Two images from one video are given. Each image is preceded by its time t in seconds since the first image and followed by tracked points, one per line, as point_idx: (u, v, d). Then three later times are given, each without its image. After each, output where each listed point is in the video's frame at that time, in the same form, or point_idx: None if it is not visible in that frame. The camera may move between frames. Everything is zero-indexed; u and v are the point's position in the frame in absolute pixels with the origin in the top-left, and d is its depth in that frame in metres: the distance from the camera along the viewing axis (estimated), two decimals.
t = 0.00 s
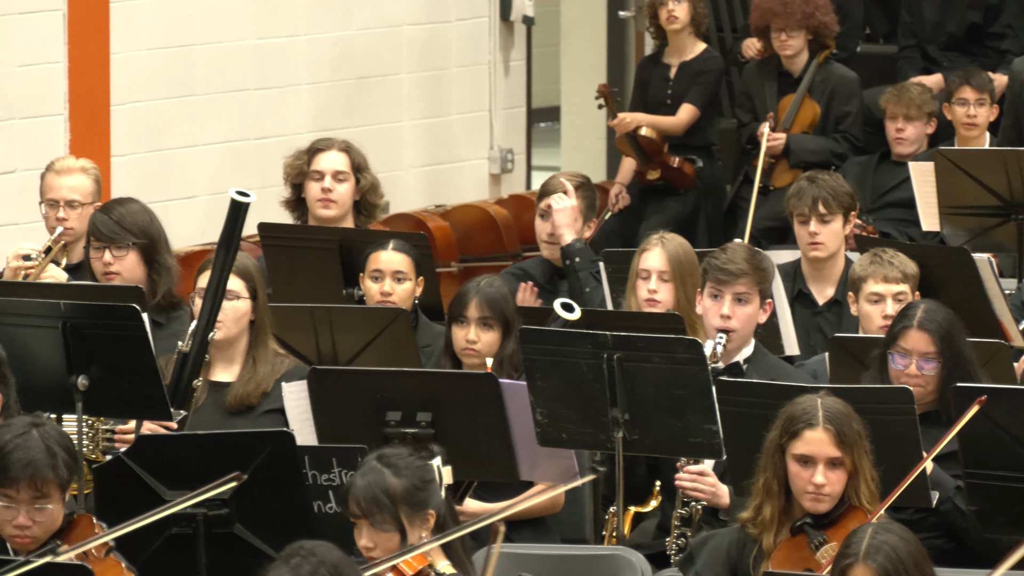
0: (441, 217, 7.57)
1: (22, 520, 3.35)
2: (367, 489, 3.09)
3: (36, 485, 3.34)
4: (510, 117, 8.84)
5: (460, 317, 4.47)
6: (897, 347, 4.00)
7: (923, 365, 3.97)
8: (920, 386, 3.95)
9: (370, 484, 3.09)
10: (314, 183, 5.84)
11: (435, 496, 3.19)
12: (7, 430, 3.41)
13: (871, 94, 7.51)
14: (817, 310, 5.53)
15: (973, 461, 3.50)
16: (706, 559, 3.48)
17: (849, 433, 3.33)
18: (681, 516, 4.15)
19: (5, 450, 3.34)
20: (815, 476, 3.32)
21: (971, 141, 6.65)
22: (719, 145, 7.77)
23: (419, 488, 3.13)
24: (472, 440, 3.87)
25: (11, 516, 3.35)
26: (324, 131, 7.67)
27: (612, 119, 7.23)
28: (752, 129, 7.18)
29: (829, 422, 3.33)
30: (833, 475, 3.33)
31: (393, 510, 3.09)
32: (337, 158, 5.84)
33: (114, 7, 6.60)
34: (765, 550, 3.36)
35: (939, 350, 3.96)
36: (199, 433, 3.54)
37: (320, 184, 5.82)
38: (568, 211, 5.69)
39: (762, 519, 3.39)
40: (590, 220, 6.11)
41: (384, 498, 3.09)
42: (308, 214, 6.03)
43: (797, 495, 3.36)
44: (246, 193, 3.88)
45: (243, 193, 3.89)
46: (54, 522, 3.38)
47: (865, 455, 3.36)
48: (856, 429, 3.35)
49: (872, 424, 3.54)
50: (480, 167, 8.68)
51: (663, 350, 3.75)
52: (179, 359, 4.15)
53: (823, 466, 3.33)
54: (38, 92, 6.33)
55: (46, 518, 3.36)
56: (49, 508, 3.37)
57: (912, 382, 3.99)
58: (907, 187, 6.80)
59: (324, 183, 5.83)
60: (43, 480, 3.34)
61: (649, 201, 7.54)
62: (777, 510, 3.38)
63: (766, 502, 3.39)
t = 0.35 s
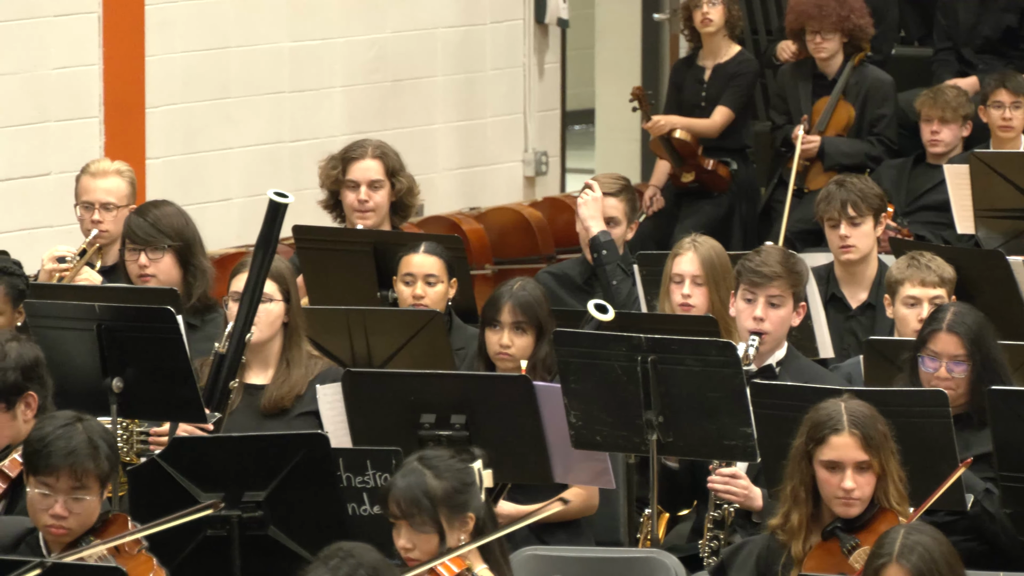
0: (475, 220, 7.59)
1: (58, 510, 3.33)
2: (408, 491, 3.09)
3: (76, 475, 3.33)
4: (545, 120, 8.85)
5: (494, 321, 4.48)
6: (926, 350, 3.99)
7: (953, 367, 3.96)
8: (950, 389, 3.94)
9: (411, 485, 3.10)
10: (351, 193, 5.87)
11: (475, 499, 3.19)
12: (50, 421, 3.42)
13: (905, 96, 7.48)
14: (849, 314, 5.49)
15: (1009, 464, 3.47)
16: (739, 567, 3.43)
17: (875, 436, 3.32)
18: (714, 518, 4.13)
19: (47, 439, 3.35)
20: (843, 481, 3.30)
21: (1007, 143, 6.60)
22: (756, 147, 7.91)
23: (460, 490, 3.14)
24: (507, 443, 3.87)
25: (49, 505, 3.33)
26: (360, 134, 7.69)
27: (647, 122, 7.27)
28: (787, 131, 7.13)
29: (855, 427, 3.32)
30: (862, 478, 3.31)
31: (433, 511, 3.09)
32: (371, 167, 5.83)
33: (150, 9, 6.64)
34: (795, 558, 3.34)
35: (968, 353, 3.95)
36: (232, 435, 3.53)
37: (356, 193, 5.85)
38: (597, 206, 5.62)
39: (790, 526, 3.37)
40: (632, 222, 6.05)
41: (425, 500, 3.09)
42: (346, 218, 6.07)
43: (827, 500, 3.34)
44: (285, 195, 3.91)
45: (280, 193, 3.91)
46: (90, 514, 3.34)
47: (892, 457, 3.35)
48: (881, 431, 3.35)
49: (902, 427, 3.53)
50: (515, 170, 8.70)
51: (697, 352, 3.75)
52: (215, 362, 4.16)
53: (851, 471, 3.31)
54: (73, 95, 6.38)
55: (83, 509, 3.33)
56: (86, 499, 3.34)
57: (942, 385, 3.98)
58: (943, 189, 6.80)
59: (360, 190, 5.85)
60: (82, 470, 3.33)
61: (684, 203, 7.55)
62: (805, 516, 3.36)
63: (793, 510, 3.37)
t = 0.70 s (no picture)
0: (504, 220, 7.57)
1: (89, 514, 3.32)
2: (438, 489, 3.10)
3: (106, 479, 3.33)
4: (574, 119, 8.85)
5: (532, 317, 4.47)
6: (954, 350, 3.98)
7: (980, 367, 3.95)
8: (978, 388, 3.93)
9: (440, 484, 3.10)
10: (376, 194, 5.89)
11: (505, 498, 3.19)
12: (79, 425, 3.41)
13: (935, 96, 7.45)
14: (878, 313, 5.47)
15: None
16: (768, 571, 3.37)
17: (900, 435, 3.31)
18: (746, 519, 4.12)
19: (77, 444, 3.34)
20: (870, 480, 3.30)
21: None
22: (787, 147, 7.89)
23: (489, 489, 3.13)
24: (537, 444, 3.87)
25: (79, 510, 3.32)
26: (390, 134, 7.70)
27: (677, 121, 7.25)
28: (816, 131, 7.18)
29: (880, 426, 3.31)
30: (888, 478, 3.30)
31: (462, 510, 3.10)
32: (394, 168, 5.85)
33: (181, 9, 6.67)
34: (824, 559, 3.31)
35: (995, 351, 3.94)
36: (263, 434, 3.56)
37: (380, 195, 5.88)
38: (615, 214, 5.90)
39: (818, 528, 3.34)
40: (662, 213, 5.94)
41: (454, 499, 3.09)
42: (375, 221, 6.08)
43: (853, 499, 3.33)
44: (314, 196, 3.97)
45: (310, 194, 3.97)
46: (122, 518, 3.35)
47: (918, 455, 3.35)
48: (906, 430, 3.34)
49: (930, 427, 3.52)
50: (545, 169, 8.70)
51: (727, 352, 3.74)
52: (246, 362, 4.21)
53: (878, 470, 3.30)
54: (103, 94, 6.41)
55: (114, 514, 3.34)
56: (117, 503, 3.34)
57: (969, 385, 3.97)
58: (973, 190, 6.73)
59: (384, 192, 5.88)
60: (112, 475, 3.33)
61: (714, 203, 7.52)
62: (833, 518, 3.34)
63: (821, 511, 3.35)
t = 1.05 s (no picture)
0: (530, 215, 7.54)
1: (118, 505, 3.34)
2: (467, 484, 3.10)
3: (136, 470, 3.34)
4: (600, 114, 8.86)
5: (566, 311, 4.46)
6: (976, 346, 3.97)
7: (1003, 362, 3.94)
8: (1000, 383, 3.92)
9: (469, 478, 3.11)
10: (396, 190, 5.91)
11: (534, 494, 3.19)
12: (110, 417, 3.41)
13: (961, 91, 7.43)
14: (905, 307, 5.46)
15: None
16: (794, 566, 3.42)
17: (929, 429, 3.30)
18: (771, 515, 4.12)
19: (107, 435, 3.35)
20: (898, 474, 3.29)
21: None
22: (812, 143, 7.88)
23: (519, 484, 3.14)
24: (564, 438, 3.87)
25: (109, 501, 3.34)
26: (416, 129, 7.71)
27: (702, 117, 7.21)
28: (842, 127, 7.18)
29: (908, 419, 3.30)
30: (916, 472, 3.30)
31: (492, 505, 3.10)
32: (414, 163, 5.86)
33: (207, 5, 6.68)
34: (850, 553, 3.34)
35: (1017, 346, 3.92)
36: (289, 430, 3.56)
37: (401, 192, 5.89)
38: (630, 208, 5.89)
39: (845, 522, 3.35)
40: (677, 202, 5.88)
41: (484, 493, 3.10)
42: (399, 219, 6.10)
43: (881, 494, 3.33)
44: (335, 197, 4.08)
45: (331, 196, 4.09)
46: (151, 509, 3.37)
47: (946, 450, 3.33)
48: (935, 424, 3.33)
49: (957, 422, 3.50)
50: (571, 165, 8.71)
51: (754, 348, 3.74)
52: (270, 359, 4.24)
53: (906, 465, 3.30)
54: (130, 90, 6.44)
55: (144, 505, 3.36)
56: (147, 494, 3.36)
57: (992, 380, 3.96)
58: (1000, 185, 6.69)
59: (405, 188, 5.90)
60: (143, 466, 3.35)
61: (740, 199, 7.53)
62: (861, 512, 3.34)
63: (848, 505, 3.36)
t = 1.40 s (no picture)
0: (554, 207, 7.53)
1: (143, 495, 3.35)
2: (492, 475, 3.10)
3: (160, 460, 3.35)
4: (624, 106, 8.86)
5: (591, 311, 4.46)
6: (998, 338, 3.97)
7: None
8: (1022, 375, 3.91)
9: (494, 470, 3.11)
10: (418, 183, 5.92)
11: (558, 486, 3.19)
12: (134, 407, 3.43)
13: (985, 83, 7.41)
14: (931, 294, 5.45)
15: None
16: (819, 556, 3.41)
17: (954, 423, 3.31)
18: (795, 507, 4.13)
19: (132, 426, 3.37)
20: (922, 467, 3.29)
21: None
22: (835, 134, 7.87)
23: (543, 476, 3.14)
24: (589, 431, 3.87)
25: (133, 491, 3.36)
26: (439, 121, 7.72)
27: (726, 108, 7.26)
28: (866, 118, 7.15)
29: (934, 413, 3.30)
30: (941, 465, 3.30)
31: (516, 496, 3.10)
32: (434, 157, 5.87)
33: None
34: (875, 544, 3.33)
35: None
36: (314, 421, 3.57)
37: (421, 185, 5.90)
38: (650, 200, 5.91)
39: (870, 513, 3.35)
40: (698, 192, 5.88)
41: (508, 485, 3.09)
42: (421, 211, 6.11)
43: (906, 486, 3.33)
44: (349, 186, 4.11)
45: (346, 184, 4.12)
46: (174, 500, 3.38)
47: (971, 443, 3.34)
48: (961, 418, 3.33)
49: (982, 414, 3.50)
50: (595, 157, 8.71)
51: (779, 340, 3.74)
52: (287, 350, 4.30)
53: (930, 457, 3.30)
54: (154, 82, 6.45)
55: (168, 496, 3.37)
56: (171, 485, 3.37)
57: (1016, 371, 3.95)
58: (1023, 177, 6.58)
59: (425, 181, 5.90)
60: (166, 456, 3.35)
61: (763, 190, 7.52)
62: (885, 503, 3.34)
63: (873, 497, 3.35)
